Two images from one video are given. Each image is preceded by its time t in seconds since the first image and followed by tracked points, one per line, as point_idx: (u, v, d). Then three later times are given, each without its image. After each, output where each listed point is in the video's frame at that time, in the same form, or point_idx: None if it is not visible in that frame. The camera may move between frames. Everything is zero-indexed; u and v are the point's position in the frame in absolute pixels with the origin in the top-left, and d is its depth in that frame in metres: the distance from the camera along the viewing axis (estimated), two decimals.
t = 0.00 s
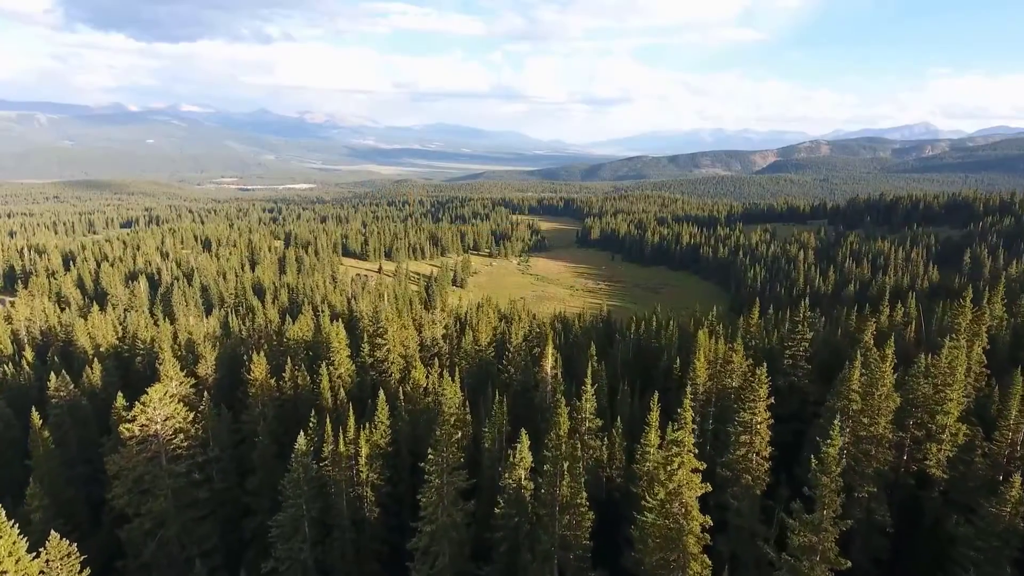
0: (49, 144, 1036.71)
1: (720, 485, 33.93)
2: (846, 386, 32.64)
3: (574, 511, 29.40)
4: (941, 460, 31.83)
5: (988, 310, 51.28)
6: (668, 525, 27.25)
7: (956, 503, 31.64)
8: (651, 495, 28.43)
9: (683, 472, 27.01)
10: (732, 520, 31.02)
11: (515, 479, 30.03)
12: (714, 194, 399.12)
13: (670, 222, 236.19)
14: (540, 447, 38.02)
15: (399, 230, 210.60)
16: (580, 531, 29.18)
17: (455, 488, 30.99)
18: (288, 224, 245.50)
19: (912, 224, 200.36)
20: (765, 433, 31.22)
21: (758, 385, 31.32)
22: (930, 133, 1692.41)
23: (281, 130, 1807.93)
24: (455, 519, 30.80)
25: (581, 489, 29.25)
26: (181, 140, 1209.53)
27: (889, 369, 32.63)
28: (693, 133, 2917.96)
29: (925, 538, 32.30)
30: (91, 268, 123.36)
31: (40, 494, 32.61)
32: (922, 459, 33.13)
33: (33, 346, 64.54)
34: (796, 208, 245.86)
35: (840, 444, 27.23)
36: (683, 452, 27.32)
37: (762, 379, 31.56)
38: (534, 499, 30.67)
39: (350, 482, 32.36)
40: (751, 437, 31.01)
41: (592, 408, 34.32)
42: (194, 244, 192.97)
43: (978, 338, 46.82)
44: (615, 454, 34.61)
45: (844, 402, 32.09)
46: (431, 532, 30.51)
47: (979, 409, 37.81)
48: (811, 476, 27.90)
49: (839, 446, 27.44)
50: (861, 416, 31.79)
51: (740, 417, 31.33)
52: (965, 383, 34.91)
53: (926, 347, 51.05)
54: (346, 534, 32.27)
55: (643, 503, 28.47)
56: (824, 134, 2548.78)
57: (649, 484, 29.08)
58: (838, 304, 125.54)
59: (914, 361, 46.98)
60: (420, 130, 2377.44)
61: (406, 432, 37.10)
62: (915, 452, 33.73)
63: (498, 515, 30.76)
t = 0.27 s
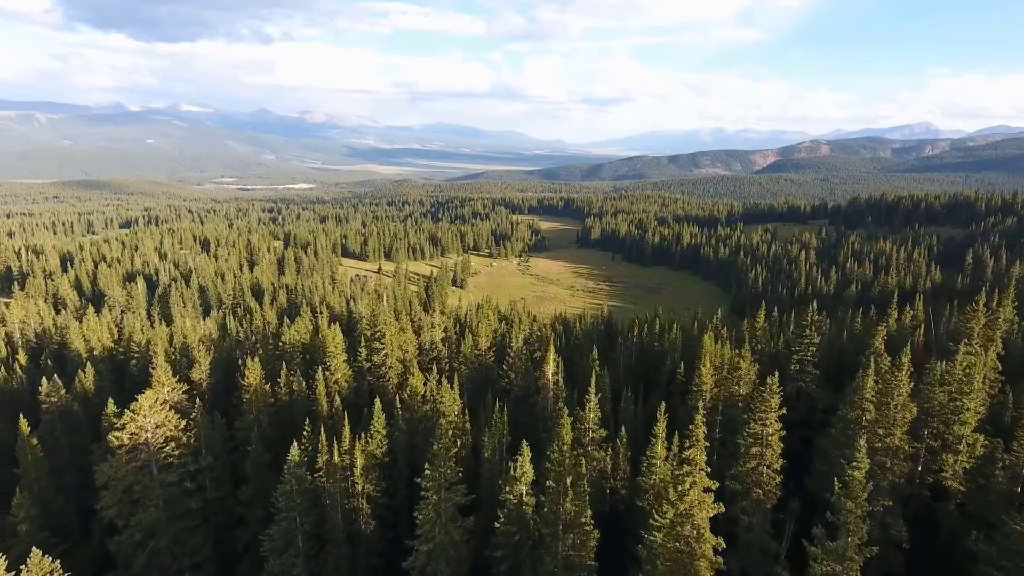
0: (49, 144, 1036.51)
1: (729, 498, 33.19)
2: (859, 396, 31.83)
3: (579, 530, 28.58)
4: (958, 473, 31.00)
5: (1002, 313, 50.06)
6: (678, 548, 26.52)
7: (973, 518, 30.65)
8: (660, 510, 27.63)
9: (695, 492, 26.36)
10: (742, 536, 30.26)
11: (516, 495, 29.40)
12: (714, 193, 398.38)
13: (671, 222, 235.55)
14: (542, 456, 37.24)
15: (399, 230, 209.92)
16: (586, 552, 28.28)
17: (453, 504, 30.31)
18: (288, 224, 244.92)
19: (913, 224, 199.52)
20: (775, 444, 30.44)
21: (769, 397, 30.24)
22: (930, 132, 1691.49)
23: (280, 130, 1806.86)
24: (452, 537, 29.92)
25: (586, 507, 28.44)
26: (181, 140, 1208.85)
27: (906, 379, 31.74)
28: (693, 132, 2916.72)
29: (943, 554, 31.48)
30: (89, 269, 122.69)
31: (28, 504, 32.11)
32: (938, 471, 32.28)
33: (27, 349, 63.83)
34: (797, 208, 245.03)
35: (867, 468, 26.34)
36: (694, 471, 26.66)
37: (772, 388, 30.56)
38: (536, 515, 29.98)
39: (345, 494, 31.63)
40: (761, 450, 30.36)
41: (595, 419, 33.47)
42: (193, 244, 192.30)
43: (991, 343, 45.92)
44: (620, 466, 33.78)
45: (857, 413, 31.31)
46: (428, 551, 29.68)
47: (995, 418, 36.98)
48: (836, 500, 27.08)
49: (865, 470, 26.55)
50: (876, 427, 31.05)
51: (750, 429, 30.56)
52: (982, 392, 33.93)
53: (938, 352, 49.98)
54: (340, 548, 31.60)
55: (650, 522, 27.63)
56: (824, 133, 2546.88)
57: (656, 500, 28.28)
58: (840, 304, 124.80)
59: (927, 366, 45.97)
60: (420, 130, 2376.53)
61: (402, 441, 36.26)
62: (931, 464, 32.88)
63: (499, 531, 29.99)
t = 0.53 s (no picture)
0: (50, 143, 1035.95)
1: (739, 513, 32.45)
2: (877, 404, 30.75)
3: (585, 550, 27.89)
4: (976, 486, 30.24)
5: (1013, 316, 49.02)
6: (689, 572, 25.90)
7: (992, 534, 29.68)
8: (671, 530, 26.73)
9: (709, 516, 25.68)
10: (753, 552, 29.44)
11: (518, 514, 28.52)
12: (714, 193, 397.60)
13: (671, 222, 234.82)
14: (545, 466, 36.44)
15: (399, 230, 209.15)
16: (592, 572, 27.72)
17: (453, 521, 29.59)
18: (287, 224, 244.20)
19: (915, 224, 198.67)
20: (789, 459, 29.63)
21: (783, 407, 29.40)
22: (930, 132, 1690.88)
23: (280, 130, 1805.84)
24: (453, 557, 29.12)
25: (592, 528, 27.63)
26: (181, 140, 1208.26)
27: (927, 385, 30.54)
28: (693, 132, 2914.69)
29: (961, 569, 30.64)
30: (86, 270, 121.71)
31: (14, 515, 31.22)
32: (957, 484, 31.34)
33: (20, 352, 62.84)
34: (798, 208, 244.18)
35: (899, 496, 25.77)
36: (709, 494, 26.00)
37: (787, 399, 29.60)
38: (539, 534, 29.25)
39: (340, 507, 30.89)
40: (774, 462, 29.57)
41: (601, 430, 32.48)
42: (192, 245, 191.40)
43: (1005, 347, 44.93)
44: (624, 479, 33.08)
45: (871, 423, 30.39)
46: (427, 570, 28.91)
47: (1013, 427, 36.07)
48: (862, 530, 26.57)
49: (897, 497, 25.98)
50: (893, 439, 30.10)
51: (763, 443, 29.68)
52: (1000, 403, 32.96)
53: (947, 357, 48.90)
54: (335, 564, 30.78)
55: (659, 541, 26.87)
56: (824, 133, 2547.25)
57: (665, 516, 27.47)
58: (842, 306, 124.04)
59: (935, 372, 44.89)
60: (420, 130, 2376.12)
61: (400, 452, 35.45)
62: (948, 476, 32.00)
63: (499, 547, 29.24)
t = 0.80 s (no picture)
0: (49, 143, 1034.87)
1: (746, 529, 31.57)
2: (893, 418, 29.54)
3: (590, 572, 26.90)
4: (999, 502, 29.18)
5: None
6: None
7: (1013, 551, 28.69)
8: (681, 551, 25.83)
9: (726, 549, 25.21)
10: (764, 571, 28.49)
11: (519, 534, 27.78)
12: (715, 193, 396.84)
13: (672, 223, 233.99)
14: (548, 478, 35.62)
15: (398, 231, 208.27)
16: None
17: (450, 543, 28.79)
18: (287, 225, 243.36)
19: (916, 225, 197.83)
20: (805, 475, 28.66)
21: (797, 422, 28.35)
22: (930, 132, 1689.76)
23: (280, 130, 1805.03)
24: None
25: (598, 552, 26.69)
26: (181, 140, 1207.42)
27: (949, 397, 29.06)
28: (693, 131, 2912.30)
29: None
30: (83, 271, 120.83)
31: None
32: (977, 500, 30.33)
33: (14, 355, 62.06)
34: (799, 208, 243.34)
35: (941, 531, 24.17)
36: (728, 521, 25.24)
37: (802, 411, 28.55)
38: (540, 553, 28.36)
39: (333, 522, 30.16)
40: (789, 480, 28.62)
41: (605, 443, 31.53)
42: (191, 246, 190.53)
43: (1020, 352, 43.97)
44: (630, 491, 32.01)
45: (888, 438, 29.11)
46: None
47: None
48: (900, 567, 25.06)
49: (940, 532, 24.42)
50: (911, 454, 28.98)
51: (777, 458, 28.69)
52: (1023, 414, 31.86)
53: (959, 363, 47.71)
54: None
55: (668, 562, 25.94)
56: (824, 133, 2546.63)
57: (673, 537, 26.52)
58: (844, 307, 123.19)
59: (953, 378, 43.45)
60: (421, 130, 2375.32)
61: (396, 465, 34.65)
62: (967, 491, 30.97)
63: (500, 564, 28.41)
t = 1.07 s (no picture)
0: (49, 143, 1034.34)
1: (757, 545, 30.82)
2: (914, 431, 28.62)
3: None
4: None
5: None
6: None
7: None
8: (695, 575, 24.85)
9: None
10: None
11: (522, 559, 26.80)
12: (715, 193, 396.03)
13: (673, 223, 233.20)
14: (551, 490, 34.84)
15: (398, 231, 207.53)
16: None
17: (447, 568, 28.34)
18: (286, 225, 242.64)
19: (918, 225, 196.70)
20: (822, 493, 27.90)
21: (815, 437, 27.40)
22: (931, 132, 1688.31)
23: (281, 130, 1804.11)
24: None
25: None
26: (182, 141, 1205.51)
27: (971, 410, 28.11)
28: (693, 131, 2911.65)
29: None
30: (81, 272, 120.11)
31: None
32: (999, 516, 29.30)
33: (8, 358, 61.47)
34: (800, 208, 242.49)
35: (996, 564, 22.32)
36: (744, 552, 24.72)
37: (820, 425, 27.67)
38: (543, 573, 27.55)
39: (326, 538, 29.42)
40: (806, 497, 27.77)
41: (611, 458, 30.57)
42: (190, 246, 189.84)
43: None
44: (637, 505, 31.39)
45: (908, 452, 28.21)
46: None
47: None
48: None
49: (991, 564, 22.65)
50: (934, 469, 28.07)
51: (792, 475, 27.74)
52: None
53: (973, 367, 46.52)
54: None
55: None
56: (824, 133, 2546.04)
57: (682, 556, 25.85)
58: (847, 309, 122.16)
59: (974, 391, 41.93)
60: (421, 130, 2374.53)
61: (392, 478, 33.78)
62: (989, 506, 29.90)
63: None
